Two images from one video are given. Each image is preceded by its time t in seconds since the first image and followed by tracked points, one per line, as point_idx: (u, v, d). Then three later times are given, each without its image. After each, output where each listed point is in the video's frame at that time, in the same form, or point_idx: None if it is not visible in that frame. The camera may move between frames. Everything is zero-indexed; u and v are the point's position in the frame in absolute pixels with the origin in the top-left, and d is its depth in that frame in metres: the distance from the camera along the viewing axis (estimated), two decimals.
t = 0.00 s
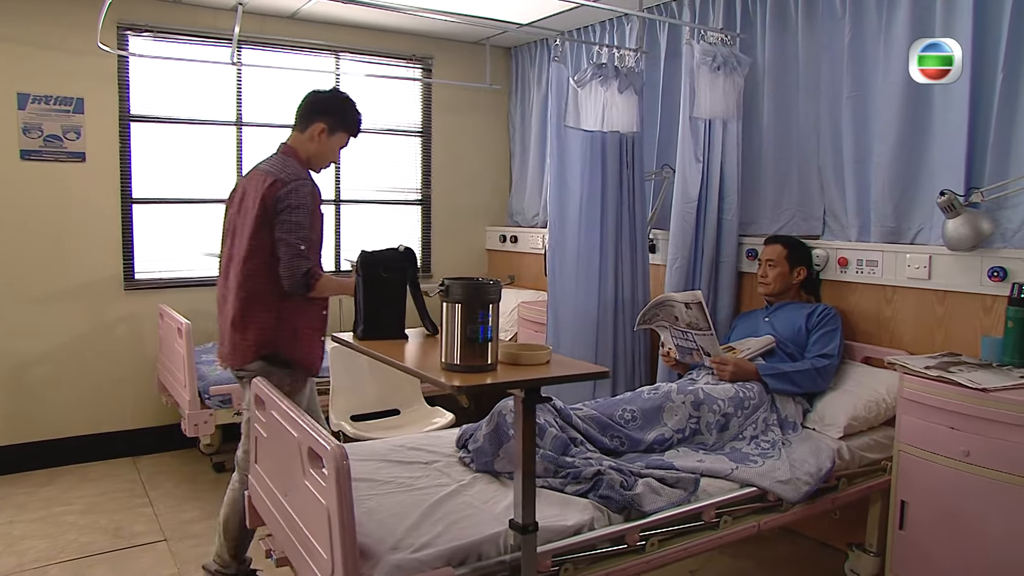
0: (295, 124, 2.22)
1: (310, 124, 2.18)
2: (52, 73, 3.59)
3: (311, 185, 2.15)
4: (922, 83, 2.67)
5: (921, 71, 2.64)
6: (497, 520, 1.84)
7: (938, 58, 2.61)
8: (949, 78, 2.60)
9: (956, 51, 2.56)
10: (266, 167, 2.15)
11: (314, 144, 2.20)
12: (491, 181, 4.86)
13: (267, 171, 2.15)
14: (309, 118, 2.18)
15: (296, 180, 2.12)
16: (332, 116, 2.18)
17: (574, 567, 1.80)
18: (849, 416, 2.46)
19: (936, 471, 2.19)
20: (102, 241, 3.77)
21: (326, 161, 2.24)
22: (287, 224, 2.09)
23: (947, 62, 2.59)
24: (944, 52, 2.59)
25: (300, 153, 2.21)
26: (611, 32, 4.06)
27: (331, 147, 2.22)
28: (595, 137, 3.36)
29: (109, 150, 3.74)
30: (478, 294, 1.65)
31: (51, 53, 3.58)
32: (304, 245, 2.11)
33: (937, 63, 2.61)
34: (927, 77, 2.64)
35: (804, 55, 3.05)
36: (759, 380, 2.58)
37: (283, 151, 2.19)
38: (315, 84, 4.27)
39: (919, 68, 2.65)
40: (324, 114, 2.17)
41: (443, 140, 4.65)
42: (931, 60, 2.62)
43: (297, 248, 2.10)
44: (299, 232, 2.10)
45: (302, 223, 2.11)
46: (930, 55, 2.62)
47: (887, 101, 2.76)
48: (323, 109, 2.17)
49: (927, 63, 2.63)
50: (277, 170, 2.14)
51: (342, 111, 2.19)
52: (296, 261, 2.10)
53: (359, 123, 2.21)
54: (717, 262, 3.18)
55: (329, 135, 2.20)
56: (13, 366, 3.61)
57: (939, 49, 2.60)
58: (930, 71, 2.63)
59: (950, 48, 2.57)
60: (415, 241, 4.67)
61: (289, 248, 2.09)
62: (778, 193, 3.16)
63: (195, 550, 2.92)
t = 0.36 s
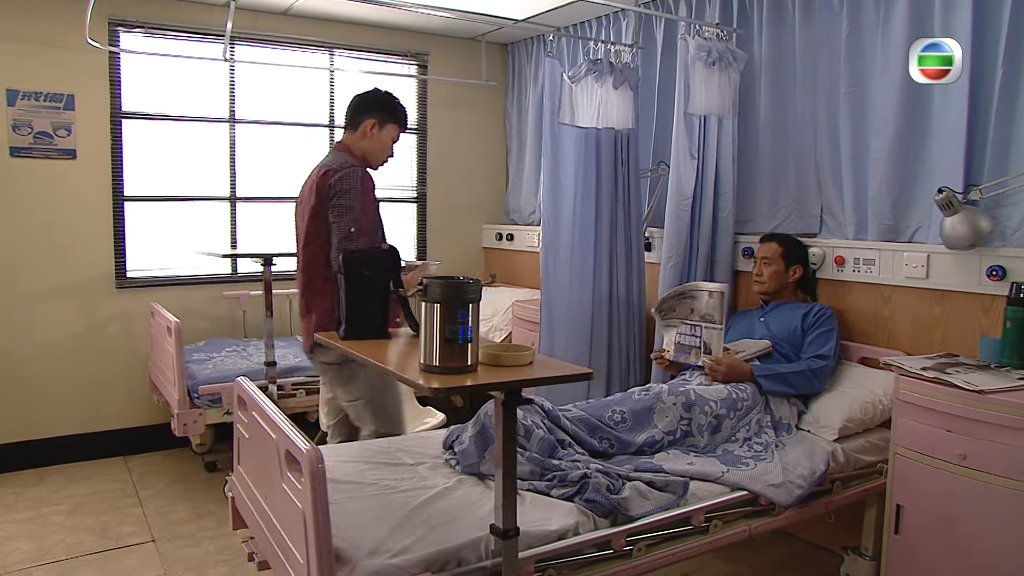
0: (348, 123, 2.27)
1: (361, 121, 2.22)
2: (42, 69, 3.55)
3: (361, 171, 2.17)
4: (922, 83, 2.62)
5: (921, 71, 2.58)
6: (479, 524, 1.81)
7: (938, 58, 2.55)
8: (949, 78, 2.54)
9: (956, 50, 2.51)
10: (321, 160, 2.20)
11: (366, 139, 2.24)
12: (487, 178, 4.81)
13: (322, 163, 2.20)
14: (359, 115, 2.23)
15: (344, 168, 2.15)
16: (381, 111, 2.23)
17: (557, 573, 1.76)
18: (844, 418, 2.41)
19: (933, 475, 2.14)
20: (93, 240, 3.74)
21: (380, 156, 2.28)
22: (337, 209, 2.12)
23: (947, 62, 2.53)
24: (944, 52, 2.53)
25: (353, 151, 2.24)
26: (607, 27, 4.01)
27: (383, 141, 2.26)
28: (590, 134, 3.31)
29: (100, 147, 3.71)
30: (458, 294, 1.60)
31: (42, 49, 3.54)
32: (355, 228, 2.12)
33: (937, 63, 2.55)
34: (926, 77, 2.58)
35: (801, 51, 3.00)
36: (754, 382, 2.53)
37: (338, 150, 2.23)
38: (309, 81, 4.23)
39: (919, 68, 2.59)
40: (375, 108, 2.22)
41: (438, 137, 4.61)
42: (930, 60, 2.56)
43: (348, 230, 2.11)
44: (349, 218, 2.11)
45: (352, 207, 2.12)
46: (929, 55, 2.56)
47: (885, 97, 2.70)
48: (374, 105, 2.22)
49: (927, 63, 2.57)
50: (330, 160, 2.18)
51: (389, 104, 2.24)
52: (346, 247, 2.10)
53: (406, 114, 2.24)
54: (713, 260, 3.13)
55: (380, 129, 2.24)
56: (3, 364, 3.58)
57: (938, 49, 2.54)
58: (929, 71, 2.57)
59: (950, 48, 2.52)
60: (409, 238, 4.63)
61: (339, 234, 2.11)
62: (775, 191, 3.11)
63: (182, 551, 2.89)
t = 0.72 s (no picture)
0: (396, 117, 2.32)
1: (408, 115, 2.27)
2: (30, 64, 3.50)
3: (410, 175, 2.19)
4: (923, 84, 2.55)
5: (921, 72, 2.52)
6: (458, 527, 1.77)
7: (938, 57, 2.49)
8: (949, 79, 2.48)
9: (956, 50, 2.44)
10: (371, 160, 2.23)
11: (415, 134, 2.28)
12: (482, 175, 4.77)
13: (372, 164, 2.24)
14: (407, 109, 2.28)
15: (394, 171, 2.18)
16: (426, 103, 2.26)
17: None
18: (837, 417, 2.36)
19: (926, 476, 2.10)
20: (82, 236, 3.70)
21: (431, 147, 2.32)
22: (385, 211, 2.15)
23: (947, 62, 2.47)
24: (944, 52, 2.47)
25: (402, 147, 2.28)
26: (602, 22, 3.96)
27: (431, 133, 2.29)
28: (582, 129, 3.27)
29: (89, 142, 3.67)
30: (435, 291, 1.56)
31: (30, 43, 3.49)
32: (401, 231, 2.14)
33: (937, 63, 2.50)
34: (926, 78, 2.52)
35: (796, 44, 2.95)
36: (746, 380, 2.49)
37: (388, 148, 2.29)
38: (302, 76, 4.19)
39: (919, 69, 2.53)
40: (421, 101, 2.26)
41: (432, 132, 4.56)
42: (930, 60, 2.50)
43: (394, 233, 2.13)
44: (397, 221, 2.14)
45: (398, 210, 2.15)
46: (929, 55, 2.50)
47: (881, 91, 2.65)
48: (421, 98, 2.26)
49: (927, 63, 2.51)
50: (380, 162, 2.22)
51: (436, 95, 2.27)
52: (392, 248, 2.12)
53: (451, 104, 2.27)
54: (706, 256, 3.08)
55: (425, 121, 2.28)
56: None
57: (939, 49, 2.48)
58: (929, 72, 2.51)
59: (951, 48, 2.45)
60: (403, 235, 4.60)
61: (387, 236, 2.13)
62: (770, 186, 3.06)
63: (168, 550, 2.86)
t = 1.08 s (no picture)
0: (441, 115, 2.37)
1: (456, 112, 2.32)
2: (15, 60, 3.46)
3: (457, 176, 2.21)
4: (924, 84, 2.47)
5: (920, 72, 2.43)
6: (435, 532, 1.73)
7: (938, 58, 2.40)
8: (949, 79, 2.40)
9: (956, 50, 2.36)
10: (417, 157, 2.24)
11: (461, 132, 2.33)
12: (475, 172, 4.73)
13: (418, 160, 2.25)
14: (455, 106, 2.32)
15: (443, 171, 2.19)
16: (473, 102, 2.30)
17: None
18: (829, 419, 2.31)
19: (918, 480, 2.05)
20: (70, 234, 3.66)
21: (476, 145, 2.38)
22: (430, 211, 2.16)
23: (947, 62, 2.38)
24: (944, 51, 2.38)
25: (448, 143, 2.33)
26: (595, 17, 3.91)
27: (478, 132, 2.34)
28: (572, 126, 3.23)
29: (76, 139, 3.63)
30: (406, 290, 1.52)
31: (15, 39, 3.45)
32: (445, 232, 2.15)
33: (937, 63, 2.40)
34: (926, 78, 2.43)
35: (789, 38, 2.90)
36: (737, 382, 2.43)
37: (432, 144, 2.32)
38: (292, 73, 4.15)
39: (918, 68, 2.44)
40: (472, 98, 2.29)
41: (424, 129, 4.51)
42: (930, 59, 2.40)
43: (437, 234, 2.13)
44: (441, 221, 2.14)
45: (443, 211, 2.16)
46: (929, 54, 2.41)
47: (874, 86, 2.60)
48: (469, 96, 2.30)
49: (927, 63, 2.42)
50: (426, 160, 2.22)
51: (485, 94, 2.31)
52: (435, 249, 2.12)
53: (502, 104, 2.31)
54: (698, 254, 3.04)
55: (472, 120, 2.32)
56: None
57: (938, 48, 2.39)
58: (929, 71, 2.41)
59: (950, 48, 2.37)
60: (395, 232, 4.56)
61: (429, 237, 2.13)
62: (762, 183, 3.01)
63: (152, 552, 2.82)
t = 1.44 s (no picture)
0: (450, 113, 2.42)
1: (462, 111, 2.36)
2: (3, 57, 3.43)
3: (452, 173, 2.24)
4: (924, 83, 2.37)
5: (920, 72, 2.30)
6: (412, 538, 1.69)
7: (938, 57, 2.29)
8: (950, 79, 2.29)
9: (956, 50, 2.25)
10: (419, 155, 2.31)
11: (468, 131, 2.38)
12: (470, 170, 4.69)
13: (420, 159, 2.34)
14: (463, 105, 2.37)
15: (437, 168, 2.24)
16: (480, 101, 2.34)
17: None
18: (820, 423, 2.26)
19: (911, 485, 2.00)
20: (59, 233, 3.63)
21: (484, 143, 2.41)
22: (424, 208, 2.22)
23: (947, 62, 2.27)
24: (945, 51, 2.27)
25: (455, 141, 2.39)
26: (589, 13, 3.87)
27: (485, 131, 2.39)
28: (565, 123, 3.19)
29: (65, 137, 3.59)
30: (379, 290, 1.48)
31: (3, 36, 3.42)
32: (438, 230, 2.19)
33: (938, 63, 2.29)
34: (926, 78, 2.30)
35: (783, 34, 2.84)
36: (727, 384, 2.39)
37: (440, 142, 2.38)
38: (285, 70, 4.11)
39: (918, 68, 2.31)
40: (479, 96, 2.33)
41: (418, 127, 4.48)
42: (930, 59, 2.28)
43: (429, 232, 2.19)
44: (434, 219, 2.20)
45: (436, 209, 2.21)
46: (929, 54, 2.28)
47: (870, 82, 2.55)
48: (475, 95, 2.34)
49: (927, 62, 2.29)
50: (426, 158, 2.30)
51: (492, 94, 2.35)
52: (426, 247, 2.19)
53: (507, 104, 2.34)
54: (691, 254, 2.99)
55: (478, 119, 2.37)
56: None
57: (938, 48, 2.27)
58: (929, 71, 2.29)
59: (951, 47, 2.26)
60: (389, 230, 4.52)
61: (422, 235, 2.20)
62: (757, 181, 2.97)
63: (137, 554, 2.79)
